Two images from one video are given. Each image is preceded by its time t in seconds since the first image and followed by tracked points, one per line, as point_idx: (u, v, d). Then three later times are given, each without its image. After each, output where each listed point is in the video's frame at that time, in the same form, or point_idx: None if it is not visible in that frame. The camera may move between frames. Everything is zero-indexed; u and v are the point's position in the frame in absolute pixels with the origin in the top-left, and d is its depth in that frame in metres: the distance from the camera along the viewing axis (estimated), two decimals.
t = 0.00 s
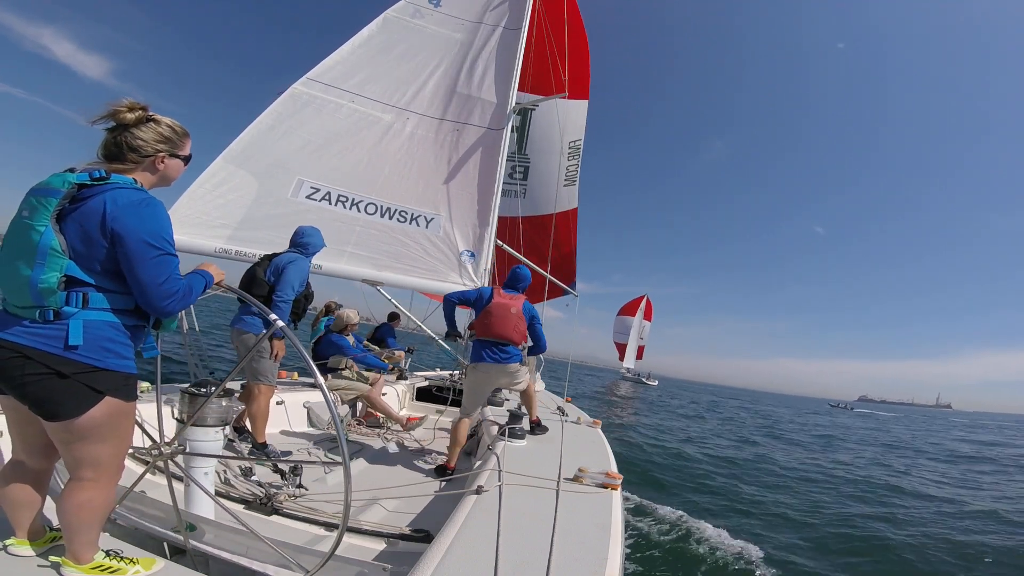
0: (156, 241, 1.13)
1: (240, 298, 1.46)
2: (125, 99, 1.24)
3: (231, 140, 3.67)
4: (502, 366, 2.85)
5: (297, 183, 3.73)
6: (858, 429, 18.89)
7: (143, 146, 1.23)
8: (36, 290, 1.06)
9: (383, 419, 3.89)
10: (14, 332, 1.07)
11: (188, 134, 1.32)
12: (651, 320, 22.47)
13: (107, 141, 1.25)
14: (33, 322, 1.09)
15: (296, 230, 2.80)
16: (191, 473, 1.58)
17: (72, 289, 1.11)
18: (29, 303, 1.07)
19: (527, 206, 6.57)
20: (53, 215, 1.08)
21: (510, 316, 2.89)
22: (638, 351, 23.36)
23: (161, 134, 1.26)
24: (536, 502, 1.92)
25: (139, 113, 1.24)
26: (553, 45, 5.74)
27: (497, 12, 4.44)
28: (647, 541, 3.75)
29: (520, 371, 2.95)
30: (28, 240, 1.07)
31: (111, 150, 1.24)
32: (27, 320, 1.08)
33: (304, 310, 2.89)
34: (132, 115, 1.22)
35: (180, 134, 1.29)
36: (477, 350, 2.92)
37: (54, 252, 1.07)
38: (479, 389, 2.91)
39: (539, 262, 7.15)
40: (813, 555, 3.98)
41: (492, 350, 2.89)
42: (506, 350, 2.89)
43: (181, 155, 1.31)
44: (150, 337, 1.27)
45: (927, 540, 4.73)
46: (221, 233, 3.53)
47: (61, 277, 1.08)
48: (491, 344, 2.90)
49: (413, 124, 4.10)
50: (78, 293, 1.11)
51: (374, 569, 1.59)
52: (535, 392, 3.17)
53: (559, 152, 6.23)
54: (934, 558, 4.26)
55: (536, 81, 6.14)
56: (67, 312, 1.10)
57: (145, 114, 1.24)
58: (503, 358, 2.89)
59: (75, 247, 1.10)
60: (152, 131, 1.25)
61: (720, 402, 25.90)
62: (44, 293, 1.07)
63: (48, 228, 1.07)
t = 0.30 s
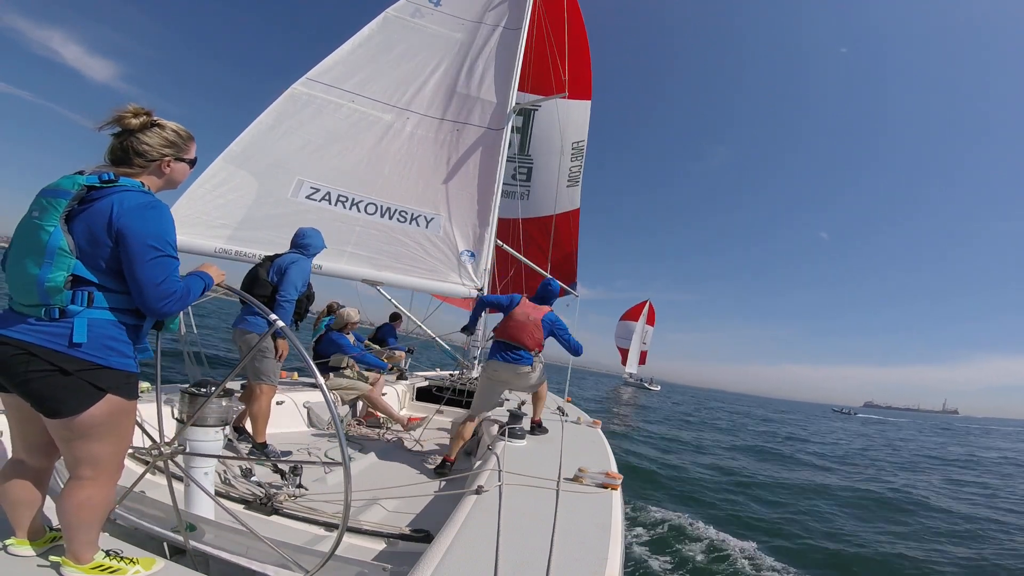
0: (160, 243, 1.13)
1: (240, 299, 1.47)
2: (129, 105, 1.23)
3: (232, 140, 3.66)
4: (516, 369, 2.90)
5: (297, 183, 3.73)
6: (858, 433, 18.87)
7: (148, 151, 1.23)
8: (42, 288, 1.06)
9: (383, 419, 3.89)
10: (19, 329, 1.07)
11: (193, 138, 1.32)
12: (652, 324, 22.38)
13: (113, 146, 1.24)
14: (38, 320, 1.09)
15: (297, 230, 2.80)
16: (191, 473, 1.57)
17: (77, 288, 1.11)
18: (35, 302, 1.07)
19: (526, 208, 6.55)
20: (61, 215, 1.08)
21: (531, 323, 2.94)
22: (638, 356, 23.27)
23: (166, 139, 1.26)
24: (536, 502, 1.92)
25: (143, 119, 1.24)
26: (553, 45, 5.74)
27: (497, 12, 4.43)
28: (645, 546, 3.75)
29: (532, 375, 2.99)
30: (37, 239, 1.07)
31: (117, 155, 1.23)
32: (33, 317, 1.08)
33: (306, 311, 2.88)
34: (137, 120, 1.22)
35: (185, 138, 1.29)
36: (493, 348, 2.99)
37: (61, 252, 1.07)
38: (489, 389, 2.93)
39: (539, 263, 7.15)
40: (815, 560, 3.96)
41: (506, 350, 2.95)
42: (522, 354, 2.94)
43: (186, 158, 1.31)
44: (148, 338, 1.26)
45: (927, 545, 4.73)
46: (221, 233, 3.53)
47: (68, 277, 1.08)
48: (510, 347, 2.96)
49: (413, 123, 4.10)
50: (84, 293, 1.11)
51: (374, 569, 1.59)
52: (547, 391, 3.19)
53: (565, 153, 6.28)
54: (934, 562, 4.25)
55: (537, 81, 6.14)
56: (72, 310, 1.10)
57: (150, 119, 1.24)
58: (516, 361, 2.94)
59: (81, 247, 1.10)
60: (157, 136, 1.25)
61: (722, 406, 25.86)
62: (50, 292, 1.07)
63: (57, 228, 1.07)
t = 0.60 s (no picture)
0: (165, 245, 1.13)
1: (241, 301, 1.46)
2: (134, 107, 1.24)
3: (231, 140, 3.66)
4: (550, 338, 3.09)
5: (296, 183, 3.73)
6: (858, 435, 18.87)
7: (153, 153, 1.23)
8: (46, 288, 1.06)
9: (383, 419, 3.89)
10: (23, 329, 1.07)
11: (197, 139, 1.32)
12: (657, 327, 22.35)
13: (117, 148, 1.24)
14: (43, 320, 1.09)
15: (299, 231, 2.80)
16: (191, 473, 1.57)
17: (82, 289, 1.11)
18: (40, 302, 1.07)
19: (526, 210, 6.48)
20: (67, 216, 1.08)
21: (565, 297, 3.15)
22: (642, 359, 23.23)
23: (170, 140, 1.25)
24: (535, 502, 1.92)
25: (147, 120, 1.24)
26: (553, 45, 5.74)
27: (497, 12, 4.43)
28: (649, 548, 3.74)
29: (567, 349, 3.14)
30: (43, 238, 1.07)
31: (122, 156, 1.23)
32: (37, 318, 1.09)
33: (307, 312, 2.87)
34: (141, 122, 1.23)
35: (189, 139, 1.29)
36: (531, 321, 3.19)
37: (67, 252, 1.07)
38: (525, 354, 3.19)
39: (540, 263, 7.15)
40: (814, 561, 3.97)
41: (544, 321, 3.14)
42: (556, 326, 3.13)
43: (190, 160, 1.31)
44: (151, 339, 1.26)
45: (927, 548, 4.73)
46: (220, 233, 3.53)
47: (73, 277, 1.08)
48: (545, 319, 3.15)
49: (413, 123, 4.10)
50: (88, 293, 1.11)
51: (374, 569, 1.59)
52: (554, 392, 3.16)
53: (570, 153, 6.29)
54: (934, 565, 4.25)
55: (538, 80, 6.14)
56: (77, 310, 1.10)
57: (154, 121, 1.24)
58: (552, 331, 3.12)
59: (86, 248, 1.10)
60: (161, 137, 1.25)
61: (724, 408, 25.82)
62: (55, 292, 1.07)
63: (63, 228, 1.07)
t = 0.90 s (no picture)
0: (166, 246, 1.13)
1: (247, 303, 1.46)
2: (133, 104, 1.24)
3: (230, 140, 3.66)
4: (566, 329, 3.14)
5: (296, 182, 3.73)
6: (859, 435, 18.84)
7: (153, 150, 1.23)
8: (47, 290, 1.06)
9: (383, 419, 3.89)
10: (22, 331, 1.07)
11: (198, 136, 1.32)
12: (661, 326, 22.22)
13: (116, 145, 1.24)
14: (43, 322, 1.09)
15: (298, 230, 2.80)
16: (191, 473, 1.57)
17: (83, 290, 1.11)
18: (40, 303, 1.07)
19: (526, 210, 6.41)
20: (67, 215, 1.08)
21: (579, 286, 3.19)
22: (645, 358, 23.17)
23: (170, 138, 1.25)
24: (535, 502, 1.92)
25: (147, 117, 1.24)
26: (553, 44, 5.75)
27: (497, 11, 4.43)
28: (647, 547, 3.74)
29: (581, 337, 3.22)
30: (43, 239, 1.07)
31: (121, 154, 1.23)
32: (37, 320, 1.09)
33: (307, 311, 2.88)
34: (140, 119, 1.23)
35: (189, 137, 1.29)
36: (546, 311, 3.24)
37: (67, 253, 1.07)
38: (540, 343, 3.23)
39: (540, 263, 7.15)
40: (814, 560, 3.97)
41: (560, 310, 3.20)
42: (572, 316, 3.19)
43: (191, 157, 1.31)
44: (153, 341, 1.26)
45: (927, 546, 4.72)
46: (219, 234, 3.53)
47: (74, 278, 1.09)
48: (561, 309, 3.20)
49: (413, 123, 4.10)
50: (89, 294, 1.11)
51: (373, 569, 1.59)
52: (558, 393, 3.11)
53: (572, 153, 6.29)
54: (934, 564, 4.25)
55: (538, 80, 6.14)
56: (77, 312, 1.09)
57: (153, 118, 1.24)
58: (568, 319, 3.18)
59: (86, 248, 1.09)
60: (161, 134, 1.25)
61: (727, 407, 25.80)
62: (56, 294, 1.07)
63: (63, 229, 1.07)
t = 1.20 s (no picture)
0: (163, 246, 1.13)
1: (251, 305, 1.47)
2: (128, 99, 1.23)
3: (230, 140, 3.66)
4: (568, 330, 3.17)
5: (296, 182, 3.73)
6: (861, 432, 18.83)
7: (148, 147, 1.23)
8: (43, 291, 1.06)
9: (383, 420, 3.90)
10: (18, 333, 1.06)
11: (195, 133, 1.31)
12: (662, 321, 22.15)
13: (112, 141, 1.24)
14: (39, 324, 1.08)
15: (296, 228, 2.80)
16: (191, 473, 1.58)
17: (78, 291, 1.11)
18: (35, 305, 1.07)
19: (526, 210, 6.41)
20: (62, 215, 1.08)
21: (580, 286, 3.18)
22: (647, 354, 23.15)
23: (166, 134, 1.25)
24: (535, 502, 1.92)
25: (143, 113, 1.23)
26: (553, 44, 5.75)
27: (497, 11, 4.43)
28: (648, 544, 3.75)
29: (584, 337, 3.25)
30: (36, 239, 1.07)
31: (117, 150, 1.23)
32: (32, 321, 1.08)
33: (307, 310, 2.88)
34: (136, 115, 1.22)
35: (187, 133, 1.29)
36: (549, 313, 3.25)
37: (62, 254, 1.07)
38: (542, 346, 3.23)
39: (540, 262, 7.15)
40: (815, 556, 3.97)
41: (562, 313, 3.21)
42: (574, 317, 3.21)
43: (188, 154, 1.31)
44: (153, 342, 1.27)
45: (929, 544, 4.71)
46: (219, 234, 3.53)
47: (70, 279, 1.08)
48: (563, 311, 3.21)
49: (413, 123, 4.10)
50: (85, 296, 1.11)
51: (374, 569, 1.59)
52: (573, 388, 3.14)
53: (573, 153, 6.29)
54: (936, 561, 4.24)
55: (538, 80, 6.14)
56: (74, 314, 1.10)
57: (149, 114, 1.24)
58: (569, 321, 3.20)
59: (82, 248, 1.09)
60: (157, 131, 1.24)
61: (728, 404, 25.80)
62: (51, 296, 1.07)
63: (57, 229, 1.07)
